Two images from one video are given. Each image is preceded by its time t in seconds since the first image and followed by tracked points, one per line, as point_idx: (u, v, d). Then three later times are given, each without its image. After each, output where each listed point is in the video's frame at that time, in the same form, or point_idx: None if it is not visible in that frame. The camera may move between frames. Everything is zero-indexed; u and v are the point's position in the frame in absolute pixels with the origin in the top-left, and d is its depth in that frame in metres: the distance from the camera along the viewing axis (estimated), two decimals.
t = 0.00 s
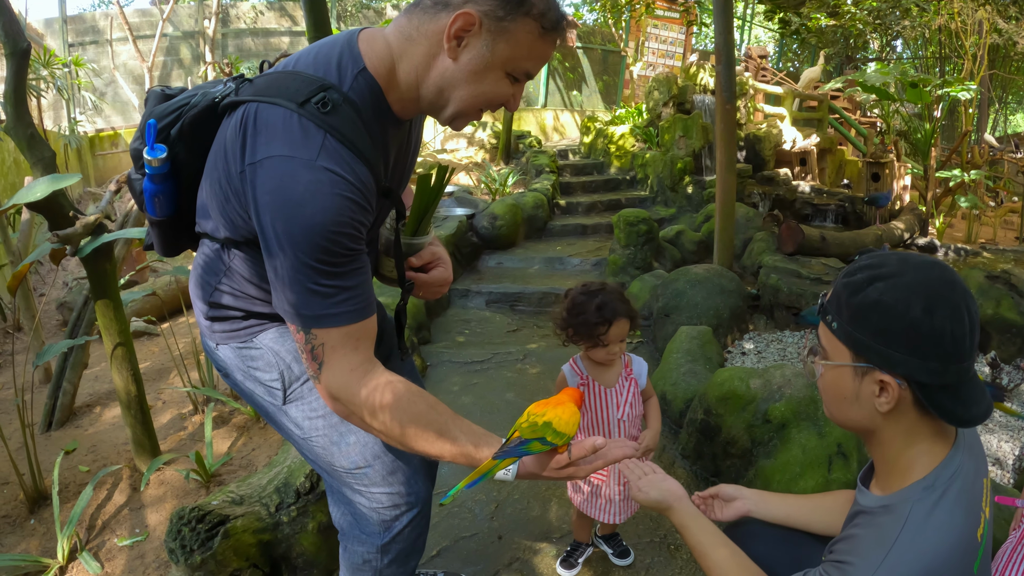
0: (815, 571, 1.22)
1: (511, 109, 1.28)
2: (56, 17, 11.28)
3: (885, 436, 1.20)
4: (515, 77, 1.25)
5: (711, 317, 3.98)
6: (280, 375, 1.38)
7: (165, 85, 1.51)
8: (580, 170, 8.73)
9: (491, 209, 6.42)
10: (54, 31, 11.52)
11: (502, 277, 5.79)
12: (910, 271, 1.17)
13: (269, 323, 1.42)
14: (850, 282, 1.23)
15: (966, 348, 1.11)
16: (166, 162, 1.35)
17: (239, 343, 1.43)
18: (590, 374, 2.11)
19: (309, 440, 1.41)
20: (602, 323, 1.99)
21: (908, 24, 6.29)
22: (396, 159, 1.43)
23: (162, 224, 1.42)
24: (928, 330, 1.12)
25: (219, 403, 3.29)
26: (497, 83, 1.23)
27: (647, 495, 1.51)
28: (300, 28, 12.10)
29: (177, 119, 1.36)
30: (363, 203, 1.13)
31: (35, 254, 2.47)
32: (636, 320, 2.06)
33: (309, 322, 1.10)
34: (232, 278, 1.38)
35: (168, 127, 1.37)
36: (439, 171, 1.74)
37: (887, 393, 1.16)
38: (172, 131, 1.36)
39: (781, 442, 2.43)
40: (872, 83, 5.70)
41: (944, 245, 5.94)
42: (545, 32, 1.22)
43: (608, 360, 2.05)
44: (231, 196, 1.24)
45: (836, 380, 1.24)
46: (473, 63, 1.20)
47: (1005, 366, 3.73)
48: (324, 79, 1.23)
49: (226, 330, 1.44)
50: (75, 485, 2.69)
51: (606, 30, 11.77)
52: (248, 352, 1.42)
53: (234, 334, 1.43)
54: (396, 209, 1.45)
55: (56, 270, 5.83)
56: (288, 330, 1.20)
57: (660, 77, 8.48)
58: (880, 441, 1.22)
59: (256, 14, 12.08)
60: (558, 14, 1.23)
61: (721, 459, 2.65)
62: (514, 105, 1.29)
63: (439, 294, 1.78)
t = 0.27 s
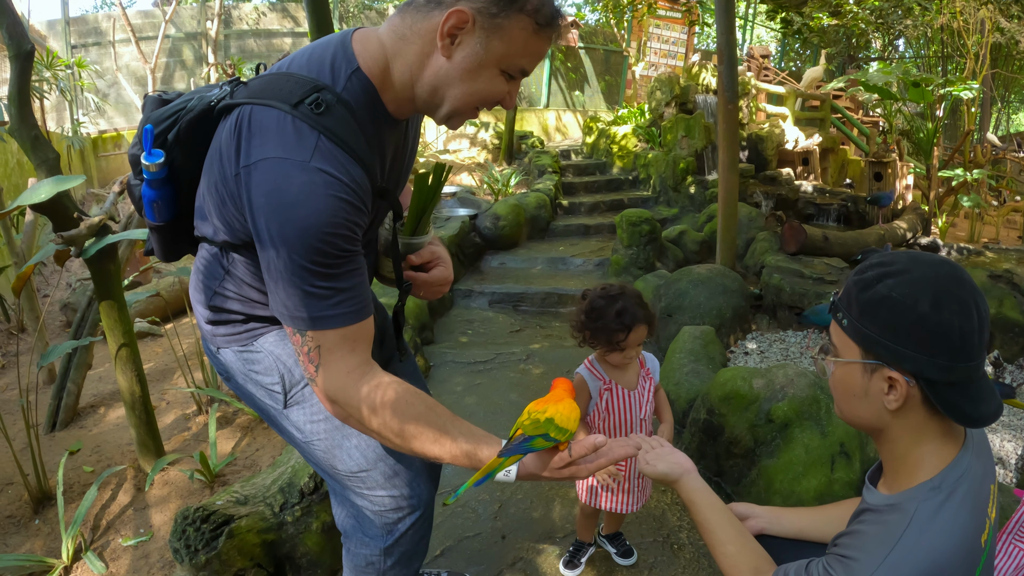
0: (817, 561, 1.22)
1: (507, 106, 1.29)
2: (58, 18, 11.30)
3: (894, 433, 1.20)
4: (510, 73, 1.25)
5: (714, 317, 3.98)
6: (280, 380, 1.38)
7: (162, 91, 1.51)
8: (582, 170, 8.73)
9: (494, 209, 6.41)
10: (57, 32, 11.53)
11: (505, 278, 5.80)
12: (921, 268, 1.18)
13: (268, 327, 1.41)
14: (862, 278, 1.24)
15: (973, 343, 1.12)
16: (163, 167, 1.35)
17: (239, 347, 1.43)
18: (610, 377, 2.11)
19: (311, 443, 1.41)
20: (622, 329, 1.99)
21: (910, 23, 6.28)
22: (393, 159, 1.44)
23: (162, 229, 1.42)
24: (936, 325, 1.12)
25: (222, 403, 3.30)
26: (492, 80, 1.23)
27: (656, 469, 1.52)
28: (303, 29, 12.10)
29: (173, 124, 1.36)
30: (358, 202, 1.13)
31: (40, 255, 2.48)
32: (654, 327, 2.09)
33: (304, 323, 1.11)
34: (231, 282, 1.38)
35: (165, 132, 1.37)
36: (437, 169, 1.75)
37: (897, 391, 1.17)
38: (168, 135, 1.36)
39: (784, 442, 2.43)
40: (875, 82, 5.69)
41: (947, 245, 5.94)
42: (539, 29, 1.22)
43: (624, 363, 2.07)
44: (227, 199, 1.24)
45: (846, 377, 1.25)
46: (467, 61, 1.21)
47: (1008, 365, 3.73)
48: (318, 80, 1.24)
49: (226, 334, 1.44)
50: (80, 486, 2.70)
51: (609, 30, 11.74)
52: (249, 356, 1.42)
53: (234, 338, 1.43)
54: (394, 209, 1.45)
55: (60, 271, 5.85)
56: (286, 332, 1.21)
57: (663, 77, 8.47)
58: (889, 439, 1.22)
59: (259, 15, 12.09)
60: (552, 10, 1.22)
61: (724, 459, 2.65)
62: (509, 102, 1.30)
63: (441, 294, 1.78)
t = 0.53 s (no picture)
0: (821, 556, 1.23)
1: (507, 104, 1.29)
2: (62, 19, 11.34)
3: (897, 434, 1.21)
4: (510, 71, 1.26)
5: (717, 317, 3.99)
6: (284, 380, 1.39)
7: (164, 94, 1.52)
8: (585, 170, 8.73)
9: (497, 210, 6.42)
10: (61, 33, 11.57)
11: (508, 278, 5.80)
12: (923, 271, 1.18)
13: (272, 328, 1.42)
14: (865, 281, 1.24)
15: (976, 346, 1.12)
16: (166, 170, 1.35)
17: (243, 348, 1.43)
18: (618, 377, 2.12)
19: (316, 444, 1.42)
20: (633, 329, 2.01)
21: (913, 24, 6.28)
22: (394, 159, 1.44)
23: (165, 232, 1.43)
24: (939, 327, 1.12)
25: (226, 403, 3.31)
26: (491, 77, 1.23)
27: (676, 444, 1.51)
28: (306, 30, 12.13)
29: (175, 126, 1.37)
30: (359, 201, 1.14)
31: (45, 255, 2.49)
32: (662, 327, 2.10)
33: (305, 321, 1.11)
34: (235, 284, 1.39)
35: (167, 135, 1.37)
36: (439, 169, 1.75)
37: (899, 391, 1.17)
38: (171, 137, 1.37)
39: (787, 442, 2.44)
40: (878, 83, 5.70)
41: (950, 245, 5.94)
42: (538, 26, 1.23)
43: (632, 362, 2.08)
44: (229, 199, 1.25)
45: (849, 378, 1.25)
46: (466, 58, 1.21)
47: (1010, 366, 3.73)
48: (318, 80, 1.25)
49: (230, 336, 1.45)
50: (84, 485, 2.71)
51: (611, 30, 11.77)
52: (253, 357, 1.42)
53: (238, 339, 1.44)
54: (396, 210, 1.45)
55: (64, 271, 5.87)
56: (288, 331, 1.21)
57: (665, 77, 8.46)
58: (893, 441, 1.23)
59: (262, 15, 12.12)
60: (551, 6, 1.23)
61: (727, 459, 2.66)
62: (509, 99, 1.30)
63: (443, 294, 1.78)
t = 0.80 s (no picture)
0: (820, 550, 1.25)
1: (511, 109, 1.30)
2: (65, 20, 11.37)
3: (893, 436, 1.22)
4: (513, 78, 1.26)
5: (719, 318, 3.99)
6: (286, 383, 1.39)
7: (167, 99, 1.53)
8: (587, 171, 8.74)
9: (499, 210, 6.43)
10: (63, 34, 11.60)
11: (510, 279, 5.81)
12: (918, 275, 1.18)
13: (274, 331, 1.43)
14: (861, 285, 1.25)
15: (970, 349, 1.13)
16: (170, 174, 1.36)
17: (245, 352, 1.44)
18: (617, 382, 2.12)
19: (319, 446, 1.43)
20: (631, 332, 2.01)
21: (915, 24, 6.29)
22: (398, 164, 1.45)
23: (169, 236, 1.43)
24: (933, 330, 1.13)
25: (229, 403, 3.31)
26: (495, 84, 1.24)
27: (678, 432, 1.54)
28: (308, 31, 12.15)
29: (179, 132, 1.38)
30: (365, 207, 1.14)
31: (49, 255, 2.50)
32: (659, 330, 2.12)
33: (314, 327, 1.12)
34: (238, 288, 1.40)
35: (172, 139, 1.38)
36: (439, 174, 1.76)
37: (893, 394, 1.18)
38: (175, 143, 1.37)
39: (788, 442, 2.44)
40: (880, 83, 5.70)
41: (952, 246, 5.93)
42: (541, 32, 1.23)
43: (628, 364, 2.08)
44: (236, 206, 1.26)
45: (846, 381, 1.26)
46: (470, 65, 1.22)
47: (1011, 367, 3.74)
48: (324, 88, 1.25)
49: (232, 339, 1.45)
50: (88, 485, 2.72)
51: (613, 31, 11.78)
52: (255, 361, 1.43)
53: (240, 343, 1.44)
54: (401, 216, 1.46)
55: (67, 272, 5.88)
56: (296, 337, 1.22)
57: (667, 78, 8.43)
58: (890, 442, 1.23)
59: (264, 16, 12.14)
60: (553, 12, 1.24)
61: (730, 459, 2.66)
62: (513, 105, 1.31)
63: (444, 298, 1.79)
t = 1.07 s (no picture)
0: (799, 553, 1.25)
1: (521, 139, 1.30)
2: (67, 21, 11.39)
3: (873, 444, 1.24)
4: (524, 107, 1.26)
5: (721, 318, 3.99)
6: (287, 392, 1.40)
7: (171, 108, 1.54)
8: (589, 171, 8.74)
9: (501, 210, 6.43)
10: (65, 34, 11.62)
11: (511, 279, 5.81)
12: (890, 290, 1.20)
13: (273, 344, 1.44)
14: (837, 301, 1.26)
15: (942, 359, 1.14)
16: (176, 189, 1.36)
17: (245, 365, 1.45)
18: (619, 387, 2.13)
19: (322, 453, 1.43)
20: (627, 335, 2.02)
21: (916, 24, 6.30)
22: (408, 191, 1.44)
23: (171, 248, 1.44)
24: (907, 343, 1.14)
25: (232, 403, 3.32)
26: (505, 115, 1.24)
27: (674, 454, 1.54)
28: (310, 31, 12.16)
29: (186, 147, 1.37)
30: (380, 240, 1.15)
31: (52, 256, 2.50)
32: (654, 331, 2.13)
33: (333, 359, 1.13)
34: (239, 304, 1.40)
35: (179, 155, 1.37)
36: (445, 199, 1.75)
37: (869, 403, 1.20)
38: (182, 158, 1.37)
39: (790, 443, 2.44)
40: (882, 83, 5.70)
41: (954, 246, 5.93)
42: (551, 63, 1.23)
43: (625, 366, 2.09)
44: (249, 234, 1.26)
45: (827, 392, 1.28)
46: (483, 98, 1.21)
47: (1013, 367, 3.74)
48: (338, 119, 1.24)
49: (231, 354, 1.46)
50: (90, 485, 2.72)
51: (615, 31, 11.79)
52: (255, 373, 1.44)
53: (240, 357, 1.45)
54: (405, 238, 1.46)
55: (69, 272, 5.89)
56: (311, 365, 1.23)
57: (669, 78, 8.43)
58: (872, 449, 1.25)
59: (265, 16, 12.13)
60: (563, 43, 1.24)
61: (732, 460, 2.66)
62: (523, 134, 1.31)
63: (445, 318, 1.80)
